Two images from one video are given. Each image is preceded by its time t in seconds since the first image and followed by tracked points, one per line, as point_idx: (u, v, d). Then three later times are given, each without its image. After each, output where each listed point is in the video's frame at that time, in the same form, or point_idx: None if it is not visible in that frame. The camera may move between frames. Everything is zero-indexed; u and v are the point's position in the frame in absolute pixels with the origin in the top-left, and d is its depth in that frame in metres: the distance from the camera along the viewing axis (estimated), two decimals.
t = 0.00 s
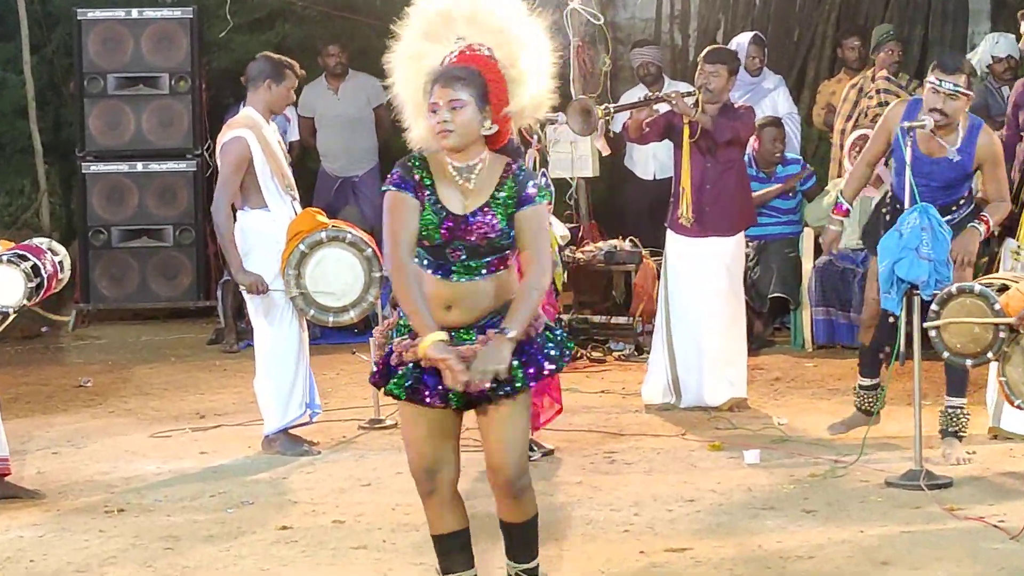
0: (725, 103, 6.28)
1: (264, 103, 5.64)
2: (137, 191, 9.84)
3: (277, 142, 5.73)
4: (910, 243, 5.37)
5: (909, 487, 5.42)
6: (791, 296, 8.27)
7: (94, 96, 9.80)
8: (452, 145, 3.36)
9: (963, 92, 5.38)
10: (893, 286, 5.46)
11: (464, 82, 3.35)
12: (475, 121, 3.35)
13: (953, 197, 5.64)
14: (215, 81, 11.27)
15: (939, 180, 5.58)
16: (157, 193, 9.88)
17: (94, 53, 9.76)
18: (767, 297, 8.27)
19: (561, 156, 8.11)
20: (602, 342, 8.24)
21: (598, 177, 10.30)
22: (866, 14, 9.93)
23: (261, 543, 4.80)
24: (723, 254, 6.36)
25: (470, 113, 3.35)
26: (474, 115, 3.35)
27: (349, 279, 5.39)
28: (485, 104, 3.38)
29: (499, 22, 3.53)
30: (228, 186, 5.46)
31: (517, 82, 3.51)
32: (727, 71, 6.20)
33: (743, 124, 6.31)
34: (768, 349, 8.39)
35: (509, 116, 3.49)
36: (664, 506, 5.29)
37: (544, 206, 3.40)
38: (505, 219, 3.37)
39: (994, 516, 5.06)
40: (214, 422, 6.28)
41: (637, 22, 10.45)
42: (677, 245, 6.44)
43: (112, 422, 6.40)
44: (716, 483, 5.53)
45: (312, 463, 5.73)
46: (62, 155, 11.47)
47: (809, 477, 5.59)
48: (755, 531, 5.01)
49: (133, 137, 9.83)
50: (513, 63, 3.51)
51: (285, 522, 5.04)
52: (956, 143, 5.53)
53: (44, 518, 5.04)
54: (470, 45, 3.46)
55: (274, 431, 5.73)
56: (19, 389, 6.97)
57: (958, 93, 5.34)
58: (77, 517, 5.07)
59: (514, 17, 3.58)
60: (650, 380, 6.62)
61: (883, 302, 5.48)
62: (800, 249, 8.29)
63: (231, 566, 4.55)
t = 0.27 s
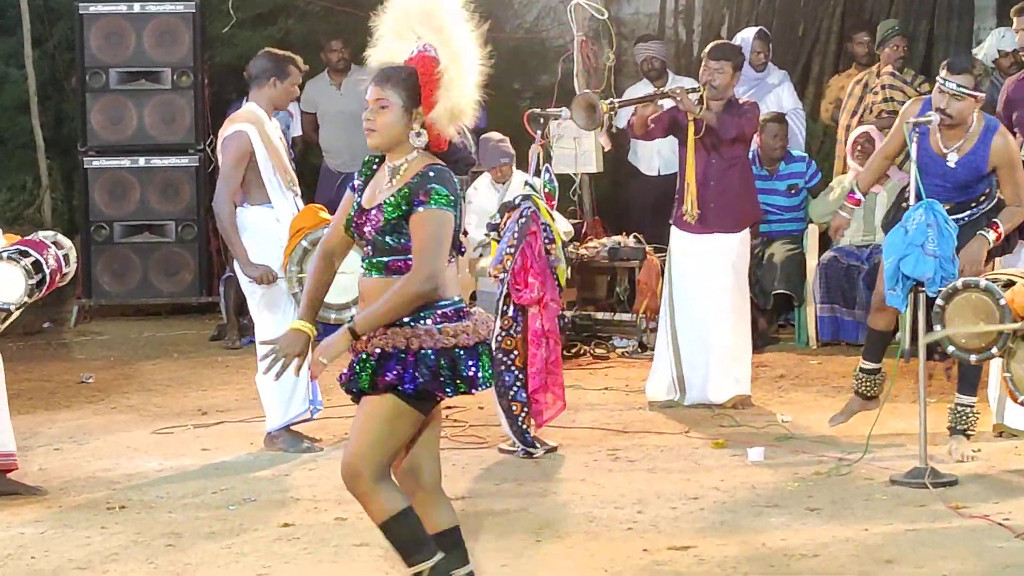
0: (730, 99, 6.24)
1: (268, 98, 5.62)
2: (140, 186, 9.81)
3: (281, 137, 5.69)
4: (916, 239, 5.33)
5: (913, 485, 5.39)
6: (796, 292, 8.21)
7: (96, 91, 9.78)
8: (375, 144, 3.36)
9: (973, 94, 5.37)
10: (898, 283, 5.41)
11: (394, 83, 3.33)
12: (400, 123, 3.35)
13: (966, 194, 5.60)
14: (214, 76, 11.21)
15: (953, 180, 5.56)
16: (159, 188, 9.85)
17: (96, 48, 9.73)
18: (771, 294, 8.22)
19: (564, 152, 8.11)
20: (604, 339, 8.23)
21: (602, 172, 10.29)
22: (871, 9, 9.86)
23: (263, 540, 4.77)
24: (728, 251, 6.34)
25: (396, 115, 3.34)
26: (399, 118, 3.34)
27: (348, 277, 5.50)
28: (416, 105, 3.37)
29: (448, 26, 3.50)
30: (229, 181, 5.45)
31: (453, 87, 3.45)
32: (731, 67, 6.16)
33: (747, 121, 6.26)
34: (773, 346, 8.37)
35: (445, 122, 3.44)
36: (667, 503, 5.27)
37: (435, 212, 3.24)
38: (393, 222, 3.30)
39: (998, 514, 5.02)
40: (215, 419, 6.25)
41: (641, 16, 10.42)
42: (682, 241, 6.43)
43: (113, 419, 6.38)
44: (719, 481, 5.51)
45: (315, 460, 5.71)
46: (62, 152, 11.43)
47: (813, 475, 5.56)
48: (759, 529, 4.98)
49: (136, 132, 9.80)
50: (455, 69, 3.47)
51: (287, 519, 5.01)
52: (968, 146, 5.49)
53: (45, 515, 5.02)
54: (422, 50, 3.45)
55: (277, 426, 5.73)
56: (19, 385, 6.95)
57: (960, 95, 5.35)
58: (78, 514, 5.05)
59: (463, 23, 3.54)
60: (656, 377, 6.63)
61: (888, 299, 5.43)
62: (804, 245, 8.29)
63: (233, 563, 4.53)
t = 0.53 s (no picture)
0: (737, 98, 6.26)
1: (275, 98, 5.63)
2: (147, 185, 9.82)
3: (290, 135, 5.71)
4: (923, 238, 5.32)
5: (920, 484, 5.38)
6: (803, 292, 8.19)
7: (103, 90, 9.79)
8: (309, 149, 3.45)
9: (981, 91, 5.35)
10: (905, 283, 5.40)
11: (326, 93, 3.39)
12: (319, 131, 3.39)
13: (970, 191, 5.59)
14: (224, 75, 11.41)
15: (961, 178, 5.56)
16: (167, 187, 9.86)
17: (104, 47, 9.76)
18: (778, 293, 8.17)
19: (572, 151, 8.10)
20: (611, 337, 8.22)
21: (610, 170, 10.29)
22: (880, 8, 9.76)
23: (270, 538, 4.77)
24: (735, 251, 6.34)
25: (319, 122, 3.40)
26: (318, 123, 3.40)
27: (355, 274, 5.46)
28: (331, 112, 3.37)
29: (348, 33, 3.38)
30: (235, 177, 5.48)
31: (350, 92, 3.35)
32: (738, 66, 6.17)
33: (754, 120, 6.28)
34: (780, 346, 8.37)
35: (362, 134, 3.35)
36: (674, 503, 5.27)
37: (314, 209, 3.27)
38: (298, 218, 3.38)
39: (1006, 514, 5.02)
40: (223, 417, 6.26)
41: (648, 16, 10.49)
42: (690, 240, 6.44)
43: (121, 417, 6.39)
44: (726, 480, 5.51)
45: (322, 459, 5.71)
46: (73, 151, 11.49)
47: (820, 474, 5.56)
48: (765, 529, 4.97)
49: (144, 131, 9.81)
50: (352, 77, 3.37)
51: (295, 518, 5.00)
52: (978, 145, 5.47)
53: (53, 512, 5.03)
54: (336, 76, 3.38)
55: (284, 426, 5.72)
56: (28, 383, 6.97)
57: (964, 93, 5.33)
58: (86, 512, 5.05)
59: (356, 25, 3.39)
60: (663, 377, 6.65)
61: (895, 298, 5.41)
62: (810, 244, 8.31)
63: (240, 561, 4.52)
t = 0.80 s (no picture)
0: (747, 100, 6.26)
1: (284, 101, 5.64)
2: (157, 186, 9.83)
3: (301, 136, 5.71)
4: (932, 241, 5.32)
5: (930, 487, 5.38)
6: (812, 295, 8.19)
7: (113, 92, 9.79)
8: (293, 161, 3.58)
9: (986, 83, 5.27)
10: (915, 285, 5.41)
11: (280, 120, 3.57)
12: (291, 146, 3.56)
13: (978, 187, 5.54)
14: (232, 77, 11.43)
15: (970, 174, 5.50)
16: (177, 189, 9.85)
17: (113, 49, 9.74)
18: (789, 296, 8.14)
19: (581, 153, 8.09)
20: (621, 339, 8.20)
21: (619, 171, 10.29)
22: (889, 12, 9.76)
23: (281, 540, 4.77)
24: (744, 253, 6.35)
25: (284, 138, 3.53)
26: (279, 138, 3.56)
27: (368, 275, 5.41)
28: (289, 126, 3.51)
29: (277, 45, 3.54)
30: (248, 182, 5.46)
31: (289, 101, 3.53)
32: (749, 67, 6.16)
33: (762, 123, 6.29)
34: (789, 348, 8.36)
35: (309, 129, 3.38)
36: (683, 505, 5.27)
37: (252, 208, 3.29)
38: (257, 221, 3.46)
39: (1015, 516, 5.01)
40: (232, 419, 6.27)
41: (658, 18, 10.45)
42: (699, 242, 6.44)
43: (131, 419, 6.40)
44: (736, 482, 5.51)
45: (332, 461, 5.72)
46: (82, 152, 11.50)
47: (830, 477, 5.56)
48: (774, 532, 4.97)
49: (154, 133, 9.82)
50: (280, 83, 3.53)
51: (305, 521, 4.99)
52: (986, 140, 5.42)
53: (64, 515, 5.03)
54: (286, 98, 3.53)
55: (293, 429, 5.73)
56: (38, 385, 6.98)
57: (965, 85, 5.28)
58: (97, 514, 5.06)
59: (286, 35, 3.53)
60: (672, 379, 6.63)
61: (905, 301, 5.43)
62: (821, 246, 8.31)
63: (251, 563, 4.52)
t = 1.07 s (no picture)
0: (756, 104, 6.29)
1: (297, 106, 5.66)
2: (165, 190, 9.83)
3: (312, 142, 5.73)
4: (942, 246, 5.31)
5: (939, 492, 5.37)
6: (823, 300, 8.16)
7: (123, 97, 9.80)
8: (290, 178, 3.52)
9: (941, 64, 5.38)
10: (925, 289, 5.42)
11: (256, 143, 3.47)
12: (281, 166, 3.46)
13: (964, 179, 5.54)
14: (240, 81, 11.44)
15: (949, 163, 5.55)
16: (186, 194, 9.86)
17: (123, 53, 9.77)
18: (797, 300, 8.17)
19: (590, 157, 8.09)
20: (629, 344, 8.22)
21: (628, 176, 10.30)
22: (897, 16, 9.75)
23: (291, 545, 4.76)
24: (753, 257, 6.35)
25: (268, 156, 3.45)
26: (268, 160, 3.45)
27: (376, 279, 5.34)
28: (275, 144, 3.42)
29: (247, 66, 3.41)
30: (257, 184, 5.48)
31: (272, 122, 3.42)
32: (758, 73, 6.20)
33: (772, 127, 6.32)
34: (798, 353, 8.36)
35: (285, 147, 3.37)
36: (692, 510, 5.26)
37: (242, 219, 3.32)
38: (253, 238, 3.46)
39: None
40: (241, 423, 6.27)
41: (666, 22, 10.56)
42: (708, 246, 6.44)
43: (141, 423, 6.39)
44: (745, 487, 5.50)
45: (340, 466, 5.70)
46: (91, 156, 11.51)
47: (839, 481, 5.55)
48: (784, 537, 4.96)
49: (163, 137, 9.83)
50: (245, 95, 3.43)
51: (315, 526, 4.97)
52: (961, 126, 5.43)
53: (74, 519, 5.03)
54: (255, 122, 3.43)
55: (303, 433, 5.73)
56: (47, 389, 6.98)
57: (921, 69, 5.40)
58: (107, 518, 5.06)
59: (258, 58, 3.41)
60: (681, 384, 6.63)
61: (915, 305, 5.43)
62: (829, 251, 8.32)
63: (261, 567, 4.50)
